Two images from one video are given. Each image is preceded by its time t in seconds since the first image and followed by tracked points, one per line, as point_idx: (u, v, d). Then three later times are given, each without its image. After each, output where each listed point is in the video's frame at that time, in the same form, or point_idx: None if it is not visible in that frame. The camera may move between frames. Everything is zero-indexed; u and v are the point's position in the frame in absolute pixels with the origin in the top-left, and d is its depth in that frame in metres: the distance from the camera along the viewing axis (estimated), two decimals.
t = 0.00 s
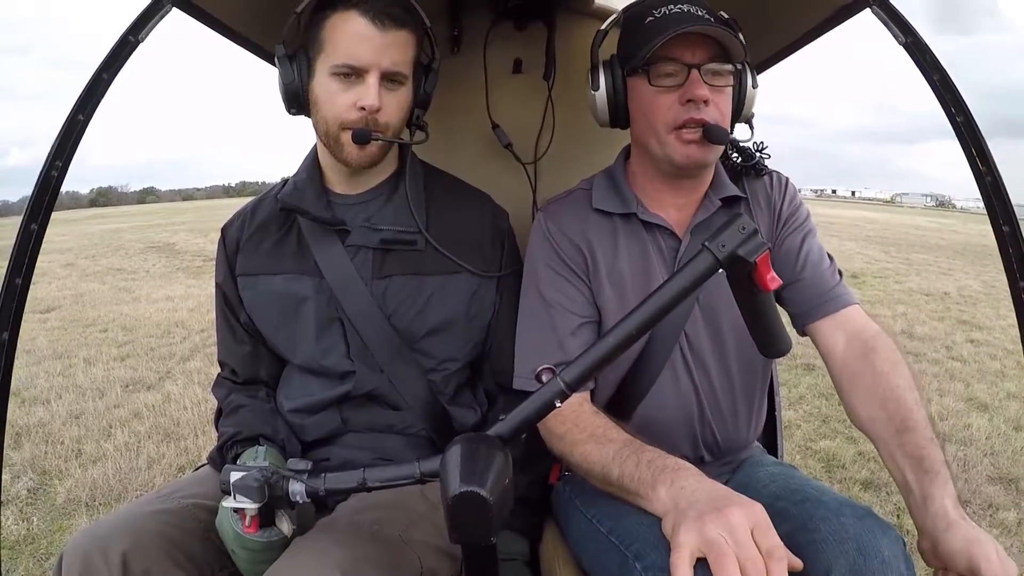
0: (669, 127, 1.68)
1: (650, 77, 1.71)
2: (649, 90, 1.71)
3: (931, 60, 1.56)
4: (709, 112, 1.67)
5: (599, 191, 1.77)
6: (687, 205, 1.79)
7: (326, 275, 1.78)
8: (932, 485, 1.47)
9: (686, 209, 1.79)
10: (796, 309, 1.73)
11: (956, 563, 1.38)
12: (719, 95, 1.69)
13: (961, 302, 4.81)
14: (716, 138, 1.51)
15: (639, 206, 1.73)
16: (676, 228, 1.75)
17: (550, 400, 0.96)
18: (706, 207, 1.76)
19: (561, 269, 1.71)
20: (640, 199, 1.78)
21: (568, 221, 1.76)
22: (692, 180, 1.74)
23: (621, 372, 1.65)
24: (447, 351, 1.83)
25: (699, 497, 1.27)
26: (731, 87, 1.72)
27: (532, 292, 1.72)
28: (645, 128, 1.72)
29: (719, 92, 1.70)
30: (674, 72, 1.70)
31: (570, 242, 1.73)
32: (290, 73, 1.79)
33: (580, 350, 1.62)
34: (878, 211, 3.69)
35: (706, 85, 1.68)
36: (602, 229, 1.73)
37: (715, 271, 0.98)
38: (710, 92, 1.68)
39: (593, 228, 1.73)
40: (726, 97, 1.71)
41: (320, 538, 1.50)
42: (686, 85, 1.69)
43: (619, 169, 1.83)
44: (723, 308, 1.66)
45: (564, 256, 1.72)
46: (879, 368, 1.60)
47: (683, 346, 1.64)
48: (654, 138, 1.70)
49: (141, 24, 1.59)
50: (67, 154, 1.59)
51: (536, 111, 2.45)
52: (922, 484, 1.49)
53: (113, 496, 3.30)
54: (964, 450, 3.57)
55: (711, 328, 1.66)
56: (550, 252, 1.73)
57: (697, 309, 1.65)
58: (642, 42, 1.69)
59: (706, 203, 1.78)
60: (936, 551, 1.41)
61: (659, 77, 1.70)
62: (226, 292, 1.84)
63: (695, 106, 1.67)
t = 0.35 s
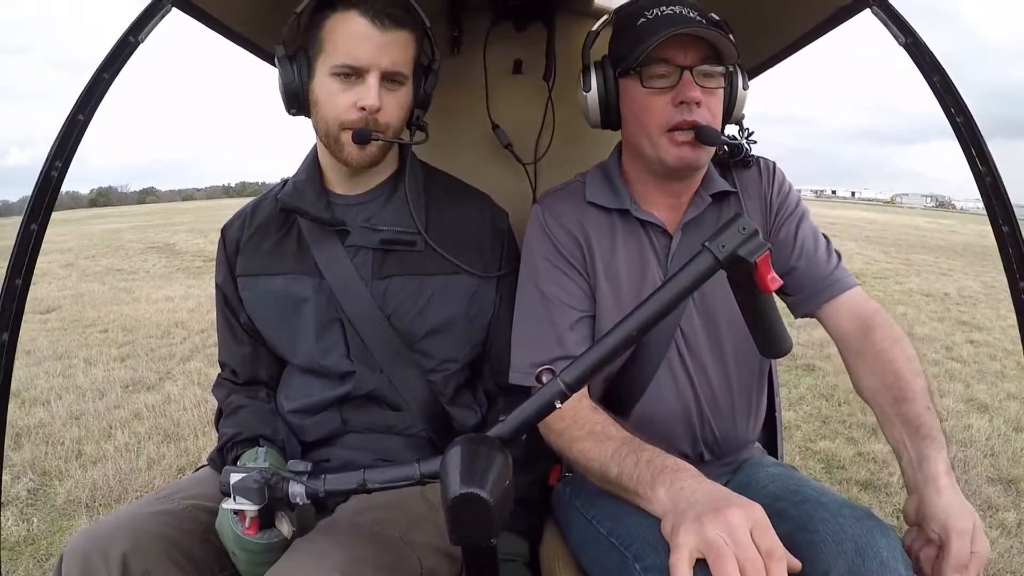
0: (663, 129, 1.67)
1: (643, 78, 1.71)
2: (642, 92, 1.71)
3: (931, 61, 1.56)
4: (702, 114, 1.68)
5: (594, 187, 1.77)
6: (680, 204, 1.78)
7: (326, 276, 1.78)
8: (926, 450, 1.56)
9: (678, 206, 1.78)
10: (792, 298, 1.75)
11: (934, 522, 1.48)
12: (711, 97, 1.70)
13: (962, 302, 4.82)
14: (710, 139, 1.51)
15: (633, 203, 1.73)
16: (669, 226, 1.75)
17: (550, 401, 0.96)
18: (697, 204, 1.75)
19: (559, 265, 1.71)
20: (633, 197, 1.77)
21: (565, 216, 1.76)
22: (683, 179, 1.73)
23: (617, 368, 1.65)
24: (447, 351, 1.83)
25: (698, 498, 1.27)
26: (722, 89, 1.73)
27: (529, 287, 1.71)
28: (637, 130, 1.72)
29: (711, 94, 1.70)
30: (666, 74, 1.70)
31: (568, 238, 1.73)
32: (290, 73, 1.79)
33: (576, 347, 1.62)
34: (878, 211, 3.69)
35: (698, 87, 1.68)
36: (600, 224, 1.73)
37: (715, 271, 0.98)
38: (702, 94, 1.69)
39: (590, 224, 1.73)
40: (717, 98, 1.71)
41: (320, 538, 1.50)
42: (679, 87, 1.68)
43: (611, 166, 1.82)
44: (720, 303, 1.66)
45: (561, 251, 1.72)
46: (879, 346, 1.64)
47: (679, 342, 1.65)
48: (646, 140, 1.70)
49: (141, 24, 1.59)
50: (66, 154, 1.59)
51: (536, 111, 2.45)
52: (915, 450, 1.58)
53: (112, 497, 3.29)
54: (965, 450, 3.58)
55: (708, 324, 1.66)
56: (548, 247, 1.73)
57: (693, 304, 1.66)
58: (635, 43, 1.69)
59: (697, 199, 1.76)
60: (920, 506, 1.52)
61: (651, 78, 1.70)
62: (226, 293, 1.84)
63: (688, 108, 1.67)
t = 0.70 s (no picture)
0: (651, 124, 1.69)
1: (634, 74, 1.72)
2: (633, 89, 1.72)
3: (931, 61, 1.56)
4: (690, 111, 1.68)
5: (593, 185, 1.77)
6: (678, 202, 1.78)
7: (326, 277, 1.78)
8: (938, 354, 1.59)
9: (674, 204, 1.78)
10: (821, 284, 1.83)
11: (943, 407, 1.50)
12: (701, 95, 1.70)
13: (962, 302, 4.82)
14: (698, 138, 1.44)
15: (631, 202, 1.73)
16: (667, 225, 1.75)
17: (550, 401, 0.96)
18: (695, 203, 1.75)
19: (557, 262, 1.71)
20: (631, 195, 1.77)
21: (565, 213, 1.76)
22: (675, 177, 1.73)
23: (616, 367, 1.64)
24: (447, 352, 1.83)
25: (698, 497, 1.27)
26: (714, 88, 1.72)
27: (528, 284, 1.71)
28: (628, 126, 1.74)
29: (702, 92, 1.70)
30: (657, 71, 1.71)
31: (568, 236, 1.73)
32: (290, 74, 1.78)
33: (574, 344, 1.62)
34: (879, 212, 3.69)
35: (688, 84, 1.68)
36: (599, 222, 1.73)
37: (716, 271, 0.98)
38: (692, 91, 1.69)
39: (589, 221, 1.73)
40: (708, 97, 1.71)
41: (320, 539, 1.50)
42: (668, 84, 1.69)
43: (610, 164, 1.83)
44: (720, 301, 1.66)
45: (560, 249, 1.72)
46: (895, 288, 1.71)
47: (679, 341, 1.65)
48: (636, 136, 1.71)
49: (141, 25, 1.59)
50: (67, 155, 1.59)
51: (536, 112, 2.45)
52: (926, 356, 1.62)
53: (113, 497, 3.29)
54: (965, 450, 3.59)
55: (707, 321, 1.67)
56: (546, 244, 1.73)
57: (693, 301, 1.66)
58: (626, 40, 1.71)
59: (694, 198, 1.77)
60: (930, 398, 1.54)
61: (642, 74, 1.71)
62: (226, 293, 1.84)
63: (676, 104, 1.68)
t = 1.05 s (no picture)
0: (626, 122, 1.70)
1: (611, 72, 1.73)
2: (613, 87, 1.74)
3: (930, 60, 1.56)
4: (660, 108, 1.67)
5: (595, 185, 1.77)
6: (679, 201, 1.78)
7: (326, 276, 1.78)
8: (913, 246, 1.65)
9: (675, 204, 1.78)
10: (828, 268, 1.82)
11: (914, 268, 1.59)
12: (676, 90, 1.67)
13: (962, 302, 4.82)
14: (663, 134, 1.43)
15: (633, 203, 1.73)
16: (668, 224, 1.75)
17: (551, 401, 0.96)
18: (697, 203, 1.75)
19: (559, 262, 1.71)
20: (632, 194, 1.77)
21: (567, 213, 1.76)
22: (671, 176, 1.73)
23: (617, 367, 1.64)
24: (447, 352, 1.83)
25: (698, 497, 1.27)
26: (696, 83, 1.68)
27: (529, 284, 1.71)
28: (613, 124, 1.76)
29: (677, 88, 1.67)
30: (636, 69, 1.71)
31: (570, 235, 1.73)
32: (290, 74, 1.79)
33: (575, 344, 1.62)
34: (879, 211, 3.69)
35: (660, 80, 1.67)
36: (601, 223, 1.73)
37: (716, 271, 0.98)
38: (665, 88, 1.67)
39: (592, 221, 1.73)
40: (686, 93, 1.68)
41: (320, 538, 1.50)
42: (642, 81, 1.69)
43: (611, 163, 1.83)
44: (720, 302, 1.66)
45: (562, 248, 1.72)
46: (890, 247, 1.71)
47: (680, 342, 1.65)
48: (617, 133, 1.74)
49: (140, 24, 1.59)
50: (66, 154, 1.59)
51: (536, 112, 2.45)
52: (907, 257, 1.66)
53: (112, 496, 3.29)
54: (964, 450, 3.60)
55: (709, 321, 1.66)
56: (548, 244, 1.73)
57: (694, 302, 1.66)
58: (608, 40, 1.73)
59: (696, 199, 1.77)
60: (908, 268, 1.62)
61: (619, 72, 1.71)
62: (226, 293, 1.84)
63: (645, 101, 1.67)
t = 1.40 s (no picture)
0: (623, 122, 1.70)
1: (609, 73, 1.73)
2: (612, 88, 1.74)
3: (930, 61, 1.56)
4: (658, 108, 1.66)
5: (597, 185, 1.77)
6: (680, 200, 1.78)
7: (325, 277, 1.78)
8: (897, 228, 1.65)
9: (677, 203, 1.78)
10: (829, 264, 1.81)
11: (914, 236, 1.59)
12: (673, 91, 1.67)
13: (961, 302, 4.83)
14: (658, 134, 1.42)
15: (635, 203, 1.73)
16: (669, 223, 1.75)
17: (552, 400, 0.96)
18: (698, 203, 1.75)
19: (560, 262, 1.71)
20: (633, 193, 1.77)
21: (569, 213, 1.76)
22: (672, 175, 1.73)
23: (618, 367, 1.64)
24: (447, 352, 1.83)
25: (698, 497, 1.26)
26: (693, 84, 1.68)
27: (530, 284, 1.71)
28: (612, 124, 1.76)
29: (674, 88, 1.67)
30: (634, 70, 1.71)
31: (572, 235, 1.73)
32: (290, 74, 1.77)
33: (576, 344, 1.62)
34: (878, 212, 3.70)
35: (657, 81, 1.67)
36: (603, 222, 1.73)
37: (716, 272, 0.98)
38: (662, 88, 1.67)
39: (593, 221, 1.73)
40: (683, 93, 1.67)
41: (320, 538, 1.50)
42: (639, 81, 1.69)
43: (612, 162, 1.83)
44: (721, 302, 1.66)
45: (563, 248, 1.72)
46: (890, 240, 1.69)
47: (681, 342, 1.65)
48: (615, 133, 1.74)
49: (141, 25, 1.59)
50: (67, 155, 1.59)
51: (536, 112, 2.45)
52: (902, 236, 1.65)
53: (112, 496, 3.29)
54: (964, 450, 3.61)
55: (709, 322, 1.66)
56: (549, 243, 1.73)
57: (695, 303, 1.66)
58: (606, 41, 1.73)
59: (697, 199, 1.77)
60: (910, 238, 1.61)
61: (617, 73, 1.71)
62: (226, 293, 1.84)
63: (642, 101, 1.67)
